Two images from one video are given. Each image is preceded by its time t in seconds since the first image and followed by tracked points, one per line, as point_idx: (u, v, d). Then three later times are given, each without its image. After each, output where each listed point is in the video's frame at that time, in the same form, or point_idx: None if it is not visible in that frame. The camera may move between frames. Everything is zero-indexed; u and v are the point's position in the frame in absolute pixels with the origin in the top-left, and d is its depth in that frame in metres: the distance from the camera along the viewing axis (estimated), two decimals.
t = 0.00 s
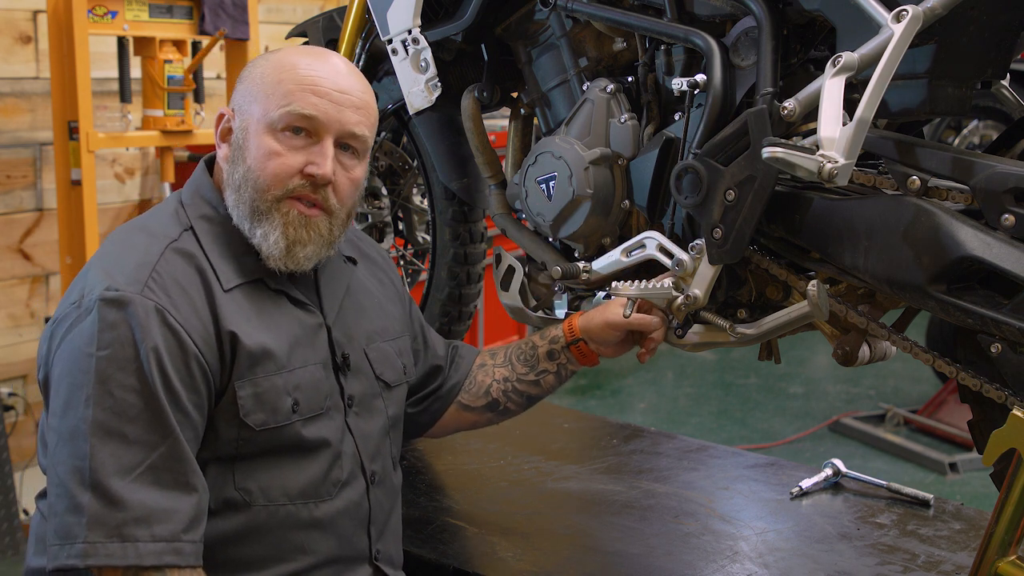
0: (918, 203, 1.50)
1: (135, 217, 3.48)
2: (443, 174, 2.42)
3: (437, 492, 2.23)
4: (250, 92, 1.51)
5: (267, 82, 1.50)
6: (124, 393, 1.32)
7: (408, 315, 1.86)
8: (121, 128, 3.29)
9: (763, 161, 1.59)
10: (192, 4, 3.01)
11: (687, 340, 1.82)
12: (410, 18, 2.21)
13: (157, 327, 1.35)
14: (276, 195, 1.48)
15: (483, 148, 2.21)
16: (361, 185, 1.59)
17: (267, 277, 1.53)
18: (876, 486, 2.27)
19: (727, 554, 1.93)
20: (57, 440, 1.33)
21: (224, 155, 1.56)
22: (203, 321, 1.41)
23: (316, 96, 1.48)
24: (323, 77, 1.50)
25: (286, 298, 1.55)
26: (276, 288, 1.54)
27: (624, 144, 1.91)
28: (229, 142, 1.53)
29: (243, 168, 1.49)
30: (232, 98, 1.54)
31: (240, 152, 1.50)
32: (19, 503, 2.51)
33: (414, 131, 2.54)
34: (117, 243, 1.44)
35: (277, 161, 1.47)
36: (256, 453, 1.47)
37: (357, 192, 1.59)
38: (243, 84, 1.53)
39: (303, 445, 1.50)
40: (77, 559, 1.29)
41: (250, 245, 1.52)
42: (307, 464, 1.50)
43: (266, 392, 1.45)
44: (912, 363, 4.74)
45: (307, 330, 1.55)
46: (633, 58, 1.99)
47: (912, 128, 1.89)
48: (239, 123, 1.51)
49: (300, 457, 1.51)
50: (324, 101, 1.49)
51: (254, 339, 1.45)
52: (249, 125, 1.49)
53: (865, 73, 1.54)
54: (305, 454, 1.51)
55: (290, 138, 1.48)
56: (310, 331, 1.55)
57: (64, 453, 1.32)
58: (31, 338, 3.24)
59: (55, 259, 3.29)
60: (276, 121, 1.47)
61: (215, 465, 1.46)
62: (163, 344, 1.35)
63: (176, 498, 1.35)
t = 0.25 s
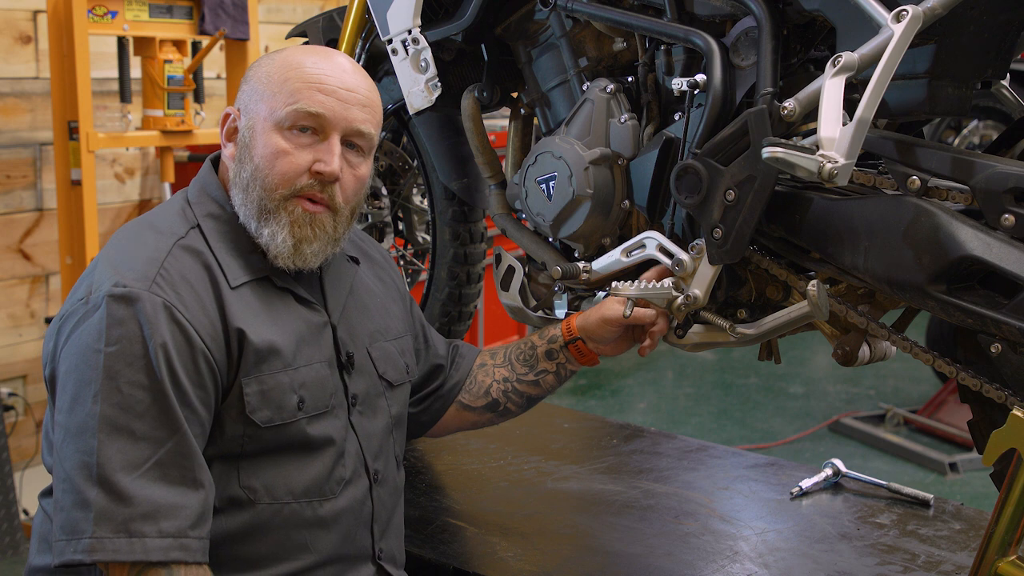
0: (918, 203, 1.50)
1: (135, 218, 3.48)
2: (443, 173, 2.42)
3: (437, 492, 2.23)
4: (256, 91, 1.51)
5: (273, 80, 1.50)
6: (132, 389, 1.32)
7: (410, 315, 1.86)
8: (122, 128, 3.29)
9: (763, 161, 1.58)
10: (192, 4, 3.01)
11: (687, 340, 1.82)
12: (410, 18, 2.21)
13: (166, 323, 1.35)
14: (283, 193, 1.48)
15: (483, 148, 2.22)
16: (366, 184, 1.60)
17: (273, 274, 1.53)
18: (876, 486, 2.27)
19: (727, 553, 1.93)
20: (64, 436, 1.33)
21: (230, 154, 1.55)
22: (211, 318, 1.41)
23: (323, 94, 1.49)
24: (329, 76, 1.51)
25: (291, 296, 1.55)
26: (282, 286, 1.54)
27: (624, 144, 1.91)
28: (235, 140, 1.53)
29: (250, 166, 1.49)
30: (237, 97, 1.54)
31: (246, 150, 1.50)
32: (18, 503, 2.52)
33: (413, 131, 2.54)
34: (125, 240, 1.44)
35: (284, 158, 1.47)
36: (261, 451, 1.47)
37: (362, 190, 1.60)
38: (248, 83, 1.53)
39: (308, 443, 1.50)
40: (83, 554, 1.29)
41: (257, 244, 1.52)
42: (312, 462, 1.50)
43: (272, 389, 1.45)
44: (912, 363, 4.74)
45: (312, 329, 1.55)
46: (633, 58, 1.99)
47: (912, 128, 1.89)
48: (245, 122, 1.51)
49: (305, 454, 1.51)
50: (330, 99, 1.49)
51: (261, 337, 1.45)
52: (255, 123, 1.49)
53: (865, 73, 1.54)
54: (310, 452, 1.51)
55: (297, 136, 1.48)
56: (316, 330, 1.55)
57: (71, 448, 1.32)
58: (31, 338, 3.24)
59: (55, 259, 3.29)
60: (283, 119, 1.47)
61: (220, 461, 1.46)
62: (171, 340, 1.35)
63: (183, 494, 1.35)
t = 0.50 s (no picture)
0: (918, 203, 1.50)
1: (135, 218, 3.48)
2: (443, 173, 2.42)
3: (437, 492, 2.23)
4: (262, 89, 1.51)
5: (279, 79, 1.50)
6: (136, 385, 1.32)
7: (412, 317, 1.87)
8: (122, 128, 3.29)
9: (763, 161, 1.58)
10: (192, 4, 3.01)
11: (687, 340, 1.82)
12: (410, 18, 2.21)
13: (170, 320, 1.35)
14: (289, 191, 1.48)
15: (483, 148, 2.22)
16: (371, 183, 1.60)
17: (278, 273, 1.53)
18: (876, 486, 2.27)
19: (727, 553, 1.93)
20: (67, 432, 1.33)
21: (235, 152, 1.55)
22: (215, 316, 1.41)
23: (329, 94, 1.49)
24: (335, 75, 1.51)
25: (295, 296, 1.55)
26: (286, 286, 1.54)
27: (624, 144, 1.91)
28: (241, 139, 1.53)
29: (255, 164, 1.49)
30: (243, 96, 1.54)
31: (252, 148, 1.50)
32: (18, 504, 2.52)
33: (413, 131, 2.54)
34: (130, 237, 1.44)
35: (290, 157, 1.47)
36: (263, 449, 1.47)
37: (366, 189, 1.60)
38: (254, 82, 1.54)
39: (309, 443, 1.50)
40: (85, 549, 1.28)
41: (261, 243, 1.52)
42: (314, 461, 1.51)
43: (275, 387, 1.45)
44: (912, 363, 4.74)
45: (316, 328, 1.55)
46: (634, 58, 1.99)
47: (912, 128, 1.89)
48: (251, 120, 1.51)
49: (307, 453, 1.51)
50: (336, 99, 1.49)
51: (265, 335, 1.45)
52: (261, 122, 1.49)
53: (865, 72, 1.54)
54: (311, 451, 1.51)
55: (303, 135, 1.48)
56: (319, 329, 1.55)
57: (74, 444, 1.32)
58: (31, 338, 3.24)
59: (55, 259, 3.29)
60: (289, 117, 1.47)
61: (222, 459, 1.46)
62: (176, 337, 1.35)
63: (185, 491, 1.35)
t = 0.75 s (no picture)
0: (918, 203, 1.50)
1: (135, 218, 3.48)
2: (443, 173, 2.42)
3: (437, 492, 2.23)
4: (264, 89, 1.51)
5: (281, 79, 1.50)
6: (139, 385, 1.32)
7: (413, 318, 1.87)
8: (121, 128, 3.29)
9: (763, 161, 1.58)
10: (192, 4, 3.01)
11: (687, 340, 1.82)
12: (410, 18, 2.21)
13: (173, 320, 1.35)
14: (290, 190, 1.48)
15: (483, 148, 2.22)
16: (373, 183, 1.60)
17: (280, 274, 1.53)
18: (876, 486, 2.27)
19: (727, 554, 1.93)
20: (70, 431, 1.33)
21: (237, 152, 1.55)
22: (218, 316, 1.41)
23: (331, 93, 1.49)
24: (337, 75, 1.51)
25: (296, 297, 1.55)
26: (289, 286, 1.54)
27: (624, 144, 1.91)
28: (242, 138, 1.53)
29: (257, 164, 1.49)
30: (246, 96, 1.55)
31: (254, 147, 1.50)
32: (18, 503, 2.52)
33: (413, 131, 2.54)
34: (133, 237, 1.44)
35: (291, 156, 1.48)
36: (265, 450, 1.47)
37: (368, 189, 1.60)
38: (257, 82, 1.54)
39: (311, 443, 1.50)
40: (86, 549, 1.28)
41: (263, 243, 1.52)
42: (315, 462, 1.51)
43: (277, 388, 1.45)
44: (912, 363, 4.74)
45: (318, 329, 1.55)
46: (633, 58, 1.99)
47: (912, 128, 1.89)
48: (253, 120, 1.51)
49: (308, 454, 1.51)
50: (337, 99, 1.49)
51: (267, 335, 1.45)
52: (263, 121, 1.50)
53: (865, 72, 1.54)
54: (313, 451, 1.51)
55: (305, 134, 1.48)
56: (321, 330, 1.55)
57: (76, 444, 1.32)
58: (31, 338, 3.24)
59: (55, 259, 3.29)
60: (291, 117, 1.47)
61: (223, 460, 1.47)
62: (179, 337, 1.35)
63: (187, 491, 1.35)
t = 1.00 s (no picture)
0: (918, 203, 1.50)
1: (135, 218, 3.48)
2: (443, 173, 2.42)
3: (437, 492, 2.23)
4: (263, 88, 1.51)
5: (279, 77, 1.50)
6: (139, 385, 1.32)
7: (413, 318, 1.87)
8: (121, 128, 3.29)
9: (763, 161, 1.58)
10: (192, 4, 3.01)
11: (687, 340, 1.82)
12: (410, 18, 2.21)
13: (174, 321, 1.35)
14: (289, 188, 1.48)
15: (483, 148, 2.22)
16: (372, 181, 1.59)
17: (280, 275, 1.53)
18: (876, 486, 2.27)
19: (727, 554, 1.93)
20: (70, 432, 1.33)
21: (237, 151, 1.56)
22: (218, 317, 1.42)
23: (329, 91, 1.49)
24: (335, 73, 1.51)
25: (296, 297, 1.55)
26: (289, 287, 1.54)
27: (624, 144, 1.91)
28: (242, 138, 1.54)
29: (256, 163, 1.49)
30: (245, 95, 1.55)
31: (253, 146, 1.50)
32: (19, 503, 2.52)
33: (413, 131, 2.54)
34: (133, 237, 1.44)
35: (290, 154, 1.48)
36: (265, 451, 1.47)
37: (367, 187, 1.60)
38: (255, 81, 1.54)
39: (311, 444, 1.50)
40: (87, 550, 1.28)
41: (263, 242, 1.52)
42: (316, 462, 1.51)
43: (277, 389, 1.45)
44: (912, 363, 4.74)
45: (318, 330, 1.55)
46: (634, 58, 1.99)
47: (912, 128, 1.90)
48: (252, 119, 1.51)
49: (308, 455, 1.51)
50: (336, 96, 1.49)
51: (268, 336, 1.45)
52: (262, 120, 1.50)
53: (865, 72, 1.54)
54: (313, 452, 1.51)
55: (303, 132, 1.48)
56: (321, 331, 1.55)
57: (76, 445, 1.32)
58: (31, 338, 3.24)
59: (55, 259, 3.29)
60: (289, 115, 1.48)
61: (223, 461, 1.47)
62: (179, 338, 1.35)
63: (188, 492, 1.35)
